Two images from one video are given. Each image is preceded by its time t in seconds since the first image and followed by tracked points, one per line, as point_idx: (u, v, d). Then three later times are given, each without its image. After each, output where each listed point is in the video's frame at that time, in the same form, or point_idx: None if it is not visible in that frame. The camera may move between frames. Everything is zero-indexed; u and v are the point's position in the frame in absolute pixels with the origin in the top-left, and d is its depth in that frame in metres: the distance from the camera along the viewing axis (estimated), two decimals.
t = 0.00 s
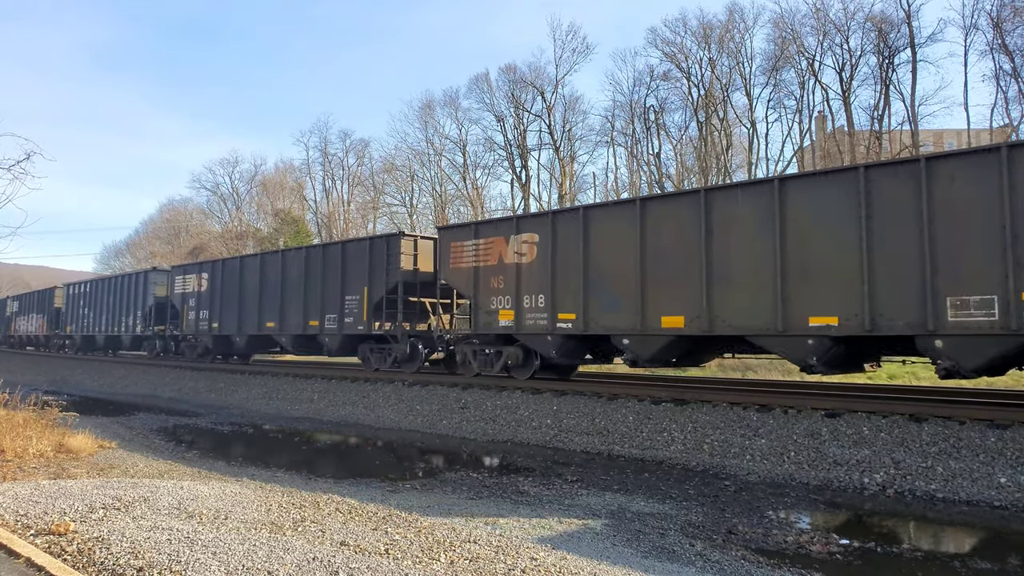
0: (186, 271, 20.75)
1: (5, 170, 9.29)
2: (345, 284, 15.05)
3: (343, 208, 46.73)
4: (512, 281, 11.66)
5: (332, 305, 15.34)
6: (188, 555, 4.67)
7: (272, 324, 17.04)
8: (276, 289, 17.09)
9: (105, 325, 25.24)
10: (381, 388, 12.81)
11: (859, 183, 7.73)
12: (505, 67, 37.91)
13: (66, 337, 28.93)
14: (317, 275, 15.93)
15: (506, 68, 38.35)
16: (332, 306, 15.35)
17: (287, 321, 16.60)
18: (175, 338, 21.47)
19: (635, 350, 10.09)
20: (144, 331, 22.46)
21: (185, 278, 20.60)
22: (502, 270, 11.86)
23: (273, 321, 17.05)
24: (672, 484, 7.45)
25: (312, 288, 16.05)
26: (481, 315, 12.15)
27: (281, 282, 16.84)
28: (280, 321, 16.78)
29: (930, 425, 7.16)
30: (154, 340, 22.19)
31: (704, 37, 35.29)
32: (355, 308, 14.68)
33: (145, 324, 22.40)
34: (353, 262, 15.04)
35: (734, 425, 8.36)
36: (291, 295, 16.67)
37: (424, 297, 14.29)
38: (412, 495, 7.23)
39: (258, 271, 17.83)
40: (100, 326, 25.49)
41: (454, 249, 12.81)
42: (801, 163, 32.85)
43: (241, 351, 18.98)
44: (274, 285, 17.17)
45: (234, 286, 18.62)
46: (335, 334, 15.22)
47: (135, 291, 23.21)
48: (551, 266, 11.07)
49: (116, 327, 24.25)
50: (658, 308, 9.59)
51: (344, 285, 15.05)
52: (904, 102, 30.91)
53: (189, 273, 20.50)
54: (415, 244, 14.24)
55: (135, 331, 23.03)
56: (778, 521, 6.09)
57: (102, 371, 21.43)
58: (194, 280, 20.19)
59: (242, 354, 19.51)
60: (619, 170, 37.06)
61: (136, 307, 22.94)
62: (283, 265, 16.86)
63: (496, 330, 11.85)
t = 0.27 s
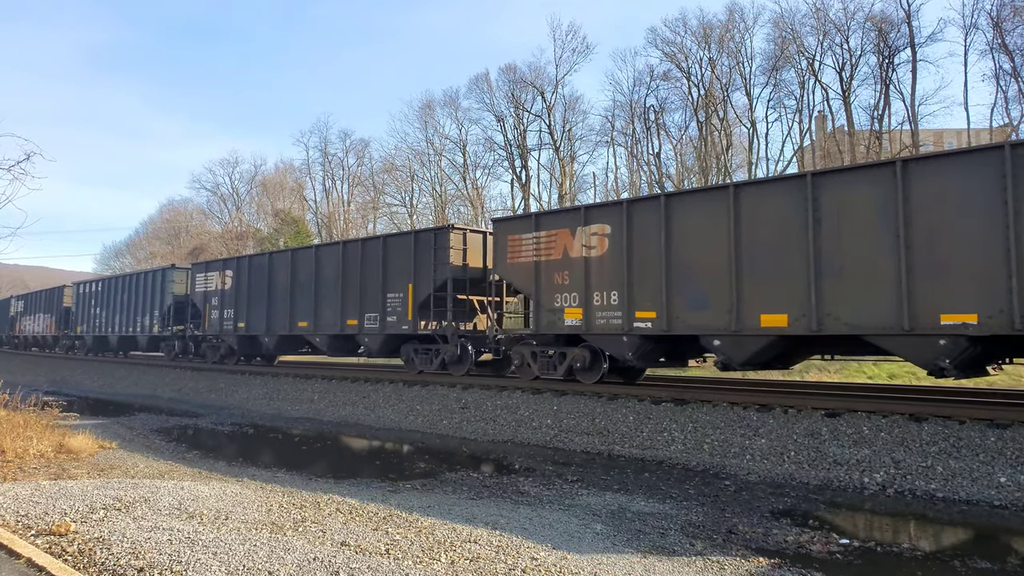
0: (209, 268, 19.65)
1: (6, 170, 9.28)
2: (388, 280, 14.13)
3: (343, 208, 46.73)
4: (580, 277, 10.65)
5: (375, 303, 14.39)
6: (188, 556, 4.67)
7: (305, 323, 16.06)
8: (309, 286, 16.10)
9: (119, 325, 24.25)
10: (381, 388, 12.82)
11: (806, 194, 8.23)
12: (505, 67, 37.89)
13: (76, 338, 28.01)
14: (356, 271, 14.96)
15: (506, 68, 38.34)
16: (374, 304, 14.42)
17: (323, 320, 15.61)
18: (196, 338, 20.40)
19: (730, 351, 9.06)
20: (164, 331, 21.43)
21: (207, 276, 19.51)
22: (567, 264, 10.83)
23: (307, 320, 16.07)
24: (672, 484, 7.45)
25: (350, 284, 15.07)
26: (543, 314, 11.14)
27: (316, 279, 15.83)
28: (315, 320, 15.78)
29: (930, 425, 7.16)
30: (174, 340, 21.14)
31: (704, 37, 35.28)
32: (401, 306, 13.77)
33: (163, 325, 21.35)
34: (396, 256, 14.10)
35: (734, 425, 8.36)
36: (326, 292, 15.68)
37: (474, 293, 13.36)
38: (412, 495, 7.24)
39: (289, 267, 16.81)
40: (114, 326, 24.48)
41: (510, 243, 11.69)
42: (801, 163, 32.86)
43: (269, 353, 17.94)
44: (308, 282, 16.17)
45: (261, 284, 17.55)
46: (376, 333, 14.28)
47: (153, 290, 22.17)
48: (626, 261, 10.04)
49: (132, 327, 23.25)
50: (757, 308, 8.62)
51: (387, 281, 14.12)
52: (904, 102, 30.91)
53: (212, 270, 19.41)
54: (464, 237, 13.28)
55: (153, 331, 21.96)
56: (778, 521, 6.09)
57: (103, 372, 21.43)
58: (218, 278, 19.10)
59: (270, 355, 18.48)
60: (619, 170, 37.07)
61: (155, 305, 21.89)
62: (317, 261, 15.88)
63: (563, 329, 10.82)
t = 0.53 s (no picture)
0: (232, 265, 18.57)
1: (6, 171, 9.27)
2: (434, 278, 13.19)
3: (343, 209, 46.74)
4: (657, 272, 9.66)
5: (420, 301, 13.40)
6: (189, 556, 4.67)
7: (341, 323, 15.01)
8: (346, 284, 15.08)
9: (134, 325, 23.27)
10: (381, 388, 12.82)
11: (840, 185, 7.91)
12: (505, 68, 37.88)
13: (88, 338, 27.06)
14: (398, 269, 13.98)
15: (506, 69, 38.31)
16: (419, 302, 13.43)
17: (361, 319, 14.61)
18: (219, 338, 19.32)
19: (842, 353, 8.03)
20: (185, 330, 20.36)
21: (232, 272, 18.43)
22: (644, 258, 9.81)
23: (343, 320, 15.04)
24: (673, 484, 7.45)
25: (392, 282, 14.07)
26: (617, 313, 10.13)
27: (353, 277, 14.81)
28: (352, 319, 14.73)
29: (930, 425, 7.16)
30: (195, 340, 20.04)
31: (704, 38, 35.29)
32: (449, 305, 12.80)
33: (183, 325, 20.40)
34: (445, 252, 13.14)
35: (734, 425, 8.36)
36: (365, 290, 14.67)
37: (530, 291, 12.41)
38: (412, 495, 7.25)
39: (323, 265, 15.79)
40: (129, 325, 23.50)
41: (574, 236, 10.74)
42: (801, 163, 32.88)
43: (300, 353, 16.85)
44: (343, 280, 15.16)
45: (292, 281, 16.52)
46: (421, 333, 13.28)
47: (173, 288, 21.19)
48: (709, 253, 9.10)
49: (149, 327, 22.24)
50: (874, 307, 7.64)
51: (433, 278, 13.15)
52: (904, 103, 30.92)
53: (236, 267, 18.30)
54: (521, 231, 12.33)
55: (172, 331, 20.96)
56: (779, 521, 6.09)
57: (103, 372, 21.43)
58: (242, 275, 18.01)
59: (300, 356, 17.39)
60: (619, 170, 37.09)
61: (175, 304, 20.83)
62: (355, 258, 14.86)
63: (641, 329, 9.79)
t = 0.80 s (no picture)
0: (260, 262, 17.61)
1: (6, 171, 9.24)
2: (489, 273, 12.28)
3: (343, 209, 46.73)
4: (756, 264, 8.79)
5: (472, 299, 12.51)
6: (190, 556, 4.68)
7: (382, 322, 14.12)
8: (388, 282, 14.17)
9: (151, 325, 22.41)
10: (381, 388, 12.82)
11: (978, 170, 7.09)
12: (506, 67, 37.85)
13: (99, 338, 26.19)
14: (446, 264, 13.08)
15: (507, 69, 38.28)
16: (471, 300, 12.53)
17: (404, 318, 13.70)
18: (246, 338, 18.43)
19: (982, 357, 7.15)
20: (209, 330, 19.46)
21: (260, 269, 17.48)
22: (741, 250, 8.95)
23: (384, 318, 14.13)
24: (673, 485, 7.45)
25: (440, 278, 13.15)
26: (707, 311, 9.25)
27: (395, 273, 13.90)
28: (395, 318, 13.83)
29: (931, 425, 7.15)
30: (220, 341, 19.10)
31: (705, 37, 35.26)
32: (506, 303, 11.91)
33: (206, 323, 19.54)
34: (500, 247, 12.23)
35: (735, 425, 8.36)
36: (408, 287, 13.75)
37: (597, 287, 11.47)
38: (413, 495, 7.25)
39: (361, 261, 14.88)
40: (145, 325, 22.65)
41: (655, 225, 9.87)
42: (801, 163, 32.87)
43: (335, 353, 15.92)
44: (384, 277, 14.26)
45: (327, 278, 15.62)
46: (473, 332, 12.38)
47: (194, 286, 20.31)
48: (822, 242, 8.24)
49: (167, 327, 21.44)
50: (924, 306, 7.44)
51: (487, 274, 12.26)
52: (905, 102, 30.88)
53: (265, 263, 17.35)
54: (587, 223, 11.40)
55: (194, 330, 20.10)
56: (779, 521, 6.09)
57: (103, 372, 21.44)
58: (271, 272, 17.07)
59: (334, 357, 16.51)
60: (619, 170, 37.07)
61: (198, 302, 19.90)
62: (399, 253, 13.94)
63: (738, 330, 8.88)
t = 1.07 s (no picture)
0: (292, 258, 16.71)
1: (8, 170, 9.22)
2: (552, 268, 11.39)
3: (344, 209, 46.74)
4: (875, 257, 7.89)
5: (533, 297, 11.63)
6: (189, 556, 4.68)
7: (430, 321, 13.25)
8: (435, 278, 13.30)
9: (170, 324, 21.56)
10: (381, 388, 12.82)
11: None
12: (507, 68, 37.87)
13: (112, 338, 25.32)
14: (502, 261, 12.19)
15: (507, 69, 38.28)
16: (532, 298, 11.65)
17: (454, 316, 12.84)
18: (276, 338, 17.54)
19: None
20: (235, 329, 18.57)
21: (292, 266, 16.58)
22: (856, 241, 8.06)
23: (431, 317, 13.27)
24: (674, 485, 7.45)
25: (495, 274, 12.26)
26: (815, 309, 8.34)
27: (443, 269, 13.02)
28: (443, 316, 12.97)
29: (931, 426, 7.14)
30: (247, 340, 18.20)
31: (706, 38, 35.27)
32: (572, 300, 11.02)
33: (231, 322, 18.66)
34: (563, 240, 11.32)
35: (735, 426, 8.36)
36: (458, 284, 12.88)
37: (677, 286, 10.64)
38: (413, 495, 7.26)
39: (405, 256, 14.01)
40: (164, 324, 21.81)
41: (752, 215, 8.96)
42: (802, 164, 32.89)
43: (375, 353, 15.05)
44: (431, 273, 13.39)
45: (366, 275, 14.76)
46: (534, 332, 11.51)
47: (219, 284, 19.45)
48: (954, 227, 7.36)
49: (188, 326, 20.62)
50: None
51: (550, 270, 11.39)
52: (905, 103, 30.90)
53: (297, 259, 16.46)
54: (666, 212, 10.46)
55: (218, 330, 19.25)
56: (779, 522, 6.09)
57: (103, 372, 21.45)
58: (304, 269, 16.18)
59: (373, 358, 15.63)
60: (619, 171, 37.10)
61: (224, 300, 18.99)
62: (447, 247, 13.08)
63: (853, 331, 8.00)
